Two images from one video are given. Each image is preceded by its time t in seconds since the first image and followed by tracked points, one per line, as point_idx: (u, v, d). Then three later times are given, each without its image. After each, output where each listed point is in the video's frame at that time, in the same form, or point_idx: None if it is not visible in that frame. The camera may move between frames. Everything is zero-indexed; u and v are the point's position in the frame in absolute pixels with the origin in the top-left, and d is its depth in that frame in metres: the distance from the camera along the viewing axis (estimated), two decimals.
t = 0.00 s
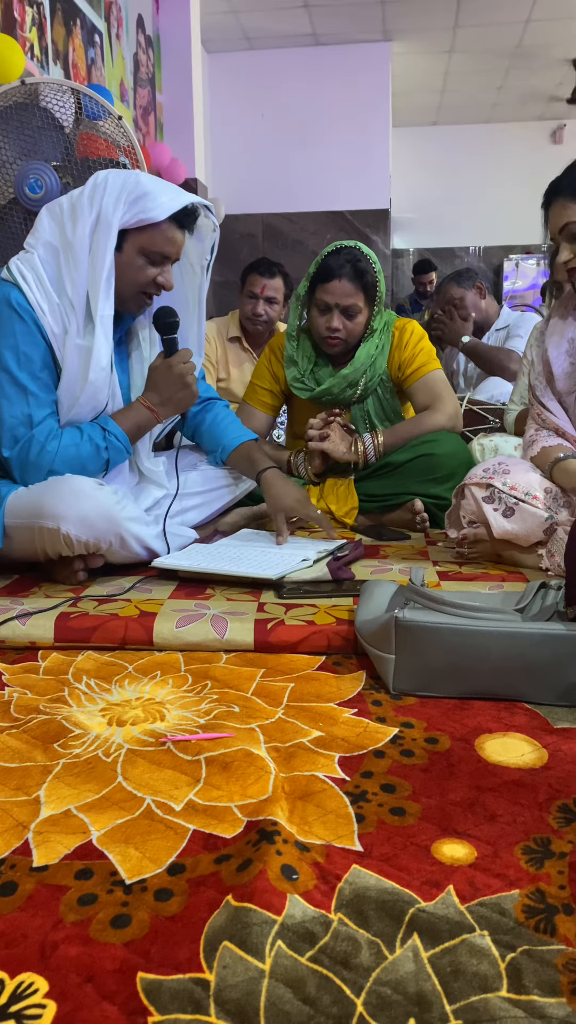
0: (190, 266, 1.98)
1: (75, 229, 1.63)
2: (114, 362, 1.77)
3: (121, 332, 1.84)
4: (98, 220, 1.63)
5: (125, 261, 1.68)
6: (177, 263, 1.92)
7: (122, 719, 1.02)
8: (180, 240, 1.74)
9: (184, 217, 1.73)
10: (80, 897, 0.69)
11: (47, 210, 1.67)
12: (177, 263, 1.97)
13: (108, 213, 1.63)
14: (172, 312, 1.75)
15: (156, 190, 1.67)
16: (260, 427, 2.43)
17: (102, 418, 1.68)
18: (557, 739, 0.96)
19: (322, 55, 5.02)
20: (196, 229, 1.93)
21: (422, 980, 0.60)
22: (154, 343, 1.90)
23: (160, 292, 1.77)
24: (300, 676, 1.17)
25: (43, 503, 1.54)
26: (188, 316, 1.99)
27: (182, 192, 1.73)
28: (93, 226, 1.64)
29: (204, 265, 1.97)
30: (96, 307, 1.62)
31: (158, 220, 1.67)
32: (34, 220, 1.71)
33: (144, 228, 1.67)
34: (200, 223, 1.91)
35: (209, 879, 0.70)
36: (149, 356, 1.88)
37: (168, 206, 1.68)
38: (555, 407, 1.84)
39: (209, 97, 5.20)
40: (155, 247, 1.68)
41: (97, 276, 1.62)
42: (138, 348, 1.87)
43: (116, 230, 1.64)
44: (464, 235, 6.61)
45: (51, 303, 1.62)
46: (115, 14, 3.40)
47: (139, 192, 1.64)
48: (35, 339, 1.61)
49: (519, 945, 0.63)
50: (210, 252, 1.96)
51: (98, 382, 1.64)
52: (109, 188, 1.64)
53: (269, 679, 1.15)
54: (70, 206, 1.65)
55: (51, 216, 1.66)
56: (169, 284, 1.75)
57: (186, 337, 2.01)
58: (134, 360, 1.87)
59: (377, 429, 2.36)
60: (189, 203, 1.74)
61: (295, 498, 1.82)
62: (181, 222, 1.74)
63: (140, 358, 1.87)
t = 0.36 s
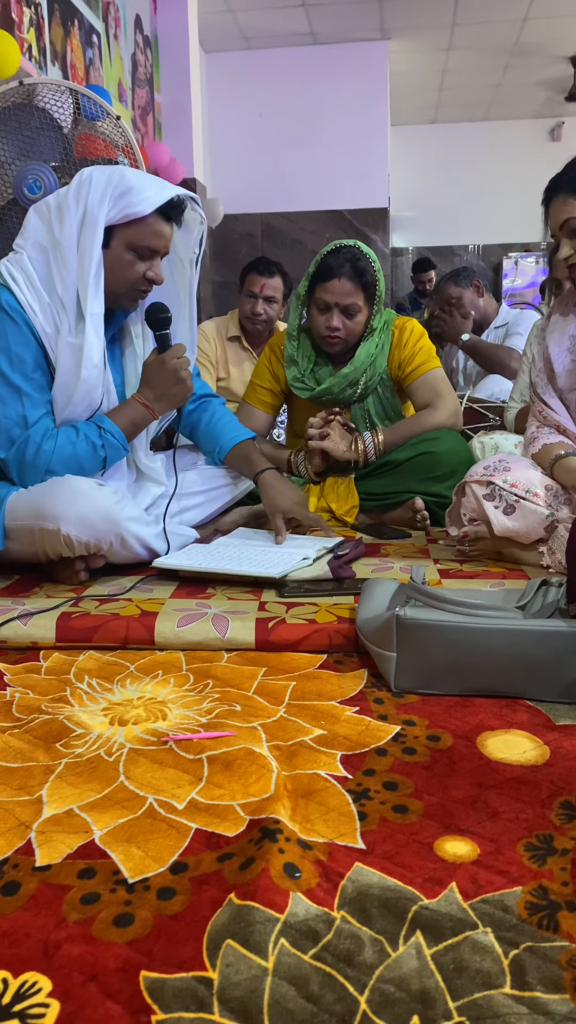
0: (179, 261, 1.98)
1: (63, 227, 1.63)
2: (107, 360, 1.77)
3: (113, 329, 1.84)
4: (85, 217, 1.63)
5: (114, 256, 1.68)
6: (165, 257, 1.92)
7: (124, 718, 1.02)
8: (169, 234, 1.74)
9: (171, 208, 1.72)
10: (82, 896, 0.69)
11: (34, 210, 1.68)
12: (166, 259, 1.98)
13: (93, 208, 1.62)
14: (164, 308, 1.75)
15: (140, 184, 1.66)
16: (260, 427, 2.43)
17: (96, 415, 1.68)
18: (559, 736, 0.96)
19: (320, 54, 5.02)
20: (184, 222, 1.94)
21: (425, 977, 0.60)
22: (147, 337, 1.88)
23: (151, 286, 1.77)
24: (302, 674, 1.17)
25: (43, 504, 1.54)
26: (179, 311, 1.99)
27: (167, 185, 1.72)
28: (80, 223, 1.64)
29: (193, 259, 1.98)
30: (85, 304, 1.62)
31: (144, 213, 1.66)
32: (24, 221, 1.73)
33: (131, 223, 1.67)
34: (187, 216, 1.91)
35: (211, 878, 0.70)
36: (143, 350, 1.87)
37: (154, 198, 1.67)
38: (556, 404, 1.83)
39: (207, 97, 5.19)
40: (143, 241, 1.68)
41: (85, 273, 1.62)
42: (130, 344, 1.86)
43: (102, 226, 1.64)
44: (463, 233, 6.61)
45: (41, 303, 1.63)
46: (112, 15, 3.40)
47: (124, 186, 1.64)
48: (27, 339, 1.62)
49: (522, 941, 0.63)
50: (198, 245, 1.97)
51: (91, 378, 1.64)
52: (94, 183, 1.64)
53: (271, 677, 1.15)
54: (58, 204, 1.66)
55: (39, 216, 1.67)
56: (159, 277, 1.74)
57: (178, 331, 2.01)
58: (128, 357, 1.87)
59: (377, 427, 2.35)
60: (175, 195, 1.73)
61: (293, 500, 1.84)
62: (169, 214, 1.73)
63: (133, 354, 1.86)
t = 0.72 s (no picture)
0: (177, 260, 1.99)
1: (60, 226, 1.63)
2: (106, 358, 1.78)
3: (112, 328, 1.84)
4: (82, 215, 1.63)
5: (112, 254, 1.68)
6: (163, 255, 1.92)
7: (126, 717, 1.02)
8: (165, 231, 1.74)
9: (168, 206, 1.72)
10: (86, 896, 0.69)
11: (32, 210, 1.68)
12: (164, 258, 1.98)
13: (90, 206, 1.62)
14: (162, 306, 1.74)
15: (136, 182, 1.66)
16: (261, 426, 2.43)
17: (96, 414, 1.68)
18: (562, 733, 0.96)
19: (320, 53, 5.02)
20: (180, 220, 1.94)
21: (429, 975, 0.60)
22: (145, 336, 1.88)
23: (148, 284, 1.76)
24: (304, 673, 1.17)
25: (43, 504, 1.54)
26: (178, 309, 1.99)
27: (163, 182, 1.72)
28: (77, 221, 1.64)
29: (191, 257, 1.98)
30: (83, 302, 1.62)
31: (140, 210, 1.66)
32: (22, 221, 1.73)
33: (127, 221, 1.67)
34: (184, 212, 1.91)
35: (214, 876, 0.70)
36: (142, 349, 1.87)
37: (149, 196, 1.67)
38: (558, 402, 1.83)
39: (207, 96, 5.19)
40: (139, 238, 1.68)
41: (83, 271, 1.62)
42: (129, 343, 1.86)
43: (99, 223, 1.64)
44: (464, 232, 6.60)
45: (40, 302, 1.63)
46: (111, 14, 3.40)
47: (120, 184, 1.64)
48: (26, 338, 1.62)
49: (525, 939, 0.63)
50: (196, 243, 1.97)
51: (90, 376, 1.64)
52: (90, 182, 1.64)
53: (273, 676, 1.15)
54: (54, 203, 1.65)
55: (36, 215, 1.67)
56: (156, 275, 1.74)
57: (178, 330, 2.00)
58: (127, 355, 1.87)
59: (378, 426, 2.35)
60: (172, 192, 1.73)
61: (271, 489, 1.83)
62: (166, 211, 1.73)
63: (132, 352, 1.86)
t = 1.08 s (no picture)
0: (183, 261, 1.98)
1: (68, 226, 1.63)
2: (111, 359, 1.78)
3: (116, 328, 1.84)
4: (90, 216, 1.63)
5: (119, 255, 1.68)
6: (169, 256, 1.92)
7: (128, 716, 1.02)
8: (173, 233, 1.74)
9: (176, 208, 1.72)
10: (89, 894, 0.69)
11: (39, 210, 1.68)
12: (170, 259, 1.98)
13: (99, 207, 1.62)
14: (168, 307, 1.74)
15: (145, 183, 1.66)
16: (262, 424, 2.43)
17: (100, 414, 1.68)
18: (564, 731, 0.96)
19: (320, 50, 5.01)
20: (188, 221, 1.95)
21: (432, 972, 0.60)
22: (150, 336, 1.88)
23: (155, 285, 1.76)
24: (306, 671, 1.17)
25: (46, 503, 1.54)
26: (184, 310, 1.99)
27: (172, 184, 1.72)
28: (85, 222, 1.64)
29: (198, 258, 1.97)
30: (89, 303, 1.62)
31: (149, 212, 1.66)
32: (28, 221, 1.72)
33: (135, 222, 1.67)
34: (191, 215, 1.92)
35: (217, 874, 0.71)
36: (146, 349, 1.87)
37: (158, 198, 1.67)
38: (559, 399, 1.82)
39: (207, 94, 5.18)
40: (147, 240, 1.68)
41: (90, 272, 1.62)
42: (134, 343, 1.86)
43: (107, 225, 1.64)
44: (465, 229, 6.59)
45: (46, 302, 1.63)
46: (112, 13, 3.39)
47: (130, 186, 1.64)
48: (31, 338, 1.62)
49: (528, 937, 0.63)
50: (202, 245, 1.97)
51: (95, 377, 1.64)
52: (99, 183, 1.63)
53: (275, 674, 1.15)
54: (63, 203, 1.65)
55: (44, 215, 1.66)
56: (163, 276, 1.74)
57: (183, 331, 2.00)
58: (131, 356, 1.87)
59: (380, 424, 2.35)
60: (180, 195, 1.74)
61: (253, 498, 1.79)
62: (173, 213, 1.73)
63: (137, 351, 1.87)
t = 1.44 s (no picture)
0: (191, 262, 1.98)
1: (75, 226, 1.63)
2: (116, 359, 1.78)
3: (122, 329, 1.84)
4: (98, 217, 1.63)
5: (127, 257, 1.68)
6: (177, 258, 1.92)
7: (131, 715, 1.02)
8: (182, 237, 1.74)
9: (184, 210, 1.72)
10: (91, 891, 0.69)
11: (47, 210, 1.67)
12: (178, 260, 1.98)
13: (107, 208, 1.62)
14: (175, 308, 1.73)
15: (155, 186, 1.66)
16: (264, 423, 2.43)
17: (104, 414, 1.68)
18: (567, 729, 0.96)
19: (321, 47, 5.00)
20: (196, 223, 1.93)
21: (434, 970, 0.60)
22: (156, 337, 1.89)
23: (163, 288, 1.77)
24: (308, 668, 1.17)
25: (49, 502, 1.54)
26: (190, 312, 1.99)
27: (182, 186, 1.72)
28: (93, 223, 1.64)
29: (205, 260, 1.97)
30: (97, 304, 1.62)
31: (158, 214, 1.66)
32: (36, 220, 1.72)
33: (145, 224, 1.67)
34: (200, 218, 1.90)
35: (220, 872, 0.71)
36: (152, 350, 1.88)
37: (168, 201, 1.67)
38: (562, 397, 1.82)
39: (209, 92, 5.18)
40: (156, 242, 1.68)
41: (98, 273, 1.62)
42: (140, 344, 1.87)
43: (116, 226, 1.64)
44: (466, 228, 6.57)
45: (53, 302, 1.63)
46: (114, 11, 3.39)
47: (139, 188, 1.64)
48: (37, 338, 1.62)
49: (531, 934, 0.63)
50: (211, 247, 1.97)
51: (102, 378, 1.64)
52: (108, 184, 1.63)
53: (277, 673, 1.15)
54: (71, 203, 1.65)
55: (52, 215, 1.66)
56: (171, 279, 1.74)
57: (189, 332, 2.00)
58: (137, 356, 1.87)
59: (382, 421, 2.34)
60: (188, 197, 1.74)
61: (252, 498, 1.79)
62: (182, 216, 1.74)
63: (142, 352, 1.87)
